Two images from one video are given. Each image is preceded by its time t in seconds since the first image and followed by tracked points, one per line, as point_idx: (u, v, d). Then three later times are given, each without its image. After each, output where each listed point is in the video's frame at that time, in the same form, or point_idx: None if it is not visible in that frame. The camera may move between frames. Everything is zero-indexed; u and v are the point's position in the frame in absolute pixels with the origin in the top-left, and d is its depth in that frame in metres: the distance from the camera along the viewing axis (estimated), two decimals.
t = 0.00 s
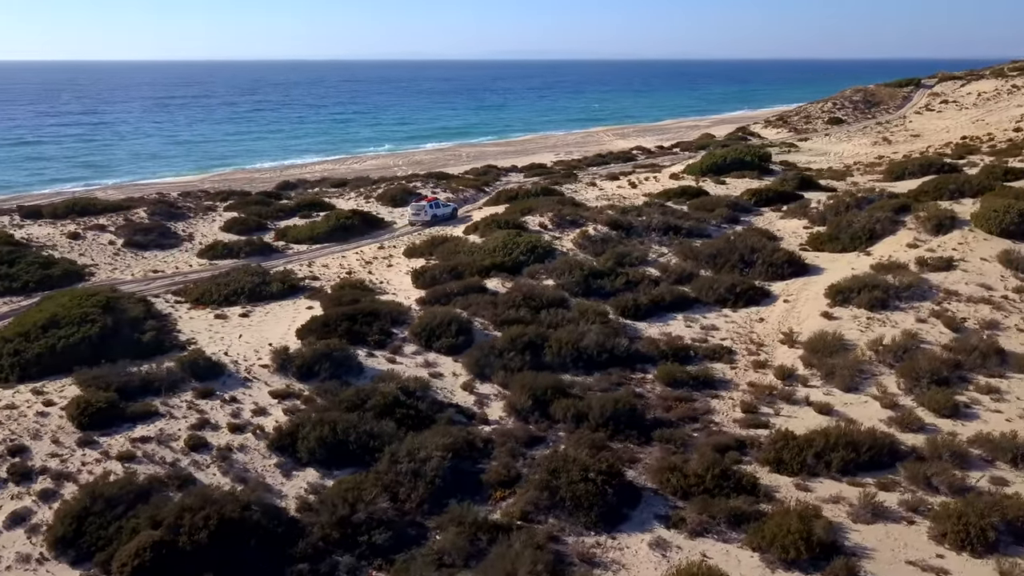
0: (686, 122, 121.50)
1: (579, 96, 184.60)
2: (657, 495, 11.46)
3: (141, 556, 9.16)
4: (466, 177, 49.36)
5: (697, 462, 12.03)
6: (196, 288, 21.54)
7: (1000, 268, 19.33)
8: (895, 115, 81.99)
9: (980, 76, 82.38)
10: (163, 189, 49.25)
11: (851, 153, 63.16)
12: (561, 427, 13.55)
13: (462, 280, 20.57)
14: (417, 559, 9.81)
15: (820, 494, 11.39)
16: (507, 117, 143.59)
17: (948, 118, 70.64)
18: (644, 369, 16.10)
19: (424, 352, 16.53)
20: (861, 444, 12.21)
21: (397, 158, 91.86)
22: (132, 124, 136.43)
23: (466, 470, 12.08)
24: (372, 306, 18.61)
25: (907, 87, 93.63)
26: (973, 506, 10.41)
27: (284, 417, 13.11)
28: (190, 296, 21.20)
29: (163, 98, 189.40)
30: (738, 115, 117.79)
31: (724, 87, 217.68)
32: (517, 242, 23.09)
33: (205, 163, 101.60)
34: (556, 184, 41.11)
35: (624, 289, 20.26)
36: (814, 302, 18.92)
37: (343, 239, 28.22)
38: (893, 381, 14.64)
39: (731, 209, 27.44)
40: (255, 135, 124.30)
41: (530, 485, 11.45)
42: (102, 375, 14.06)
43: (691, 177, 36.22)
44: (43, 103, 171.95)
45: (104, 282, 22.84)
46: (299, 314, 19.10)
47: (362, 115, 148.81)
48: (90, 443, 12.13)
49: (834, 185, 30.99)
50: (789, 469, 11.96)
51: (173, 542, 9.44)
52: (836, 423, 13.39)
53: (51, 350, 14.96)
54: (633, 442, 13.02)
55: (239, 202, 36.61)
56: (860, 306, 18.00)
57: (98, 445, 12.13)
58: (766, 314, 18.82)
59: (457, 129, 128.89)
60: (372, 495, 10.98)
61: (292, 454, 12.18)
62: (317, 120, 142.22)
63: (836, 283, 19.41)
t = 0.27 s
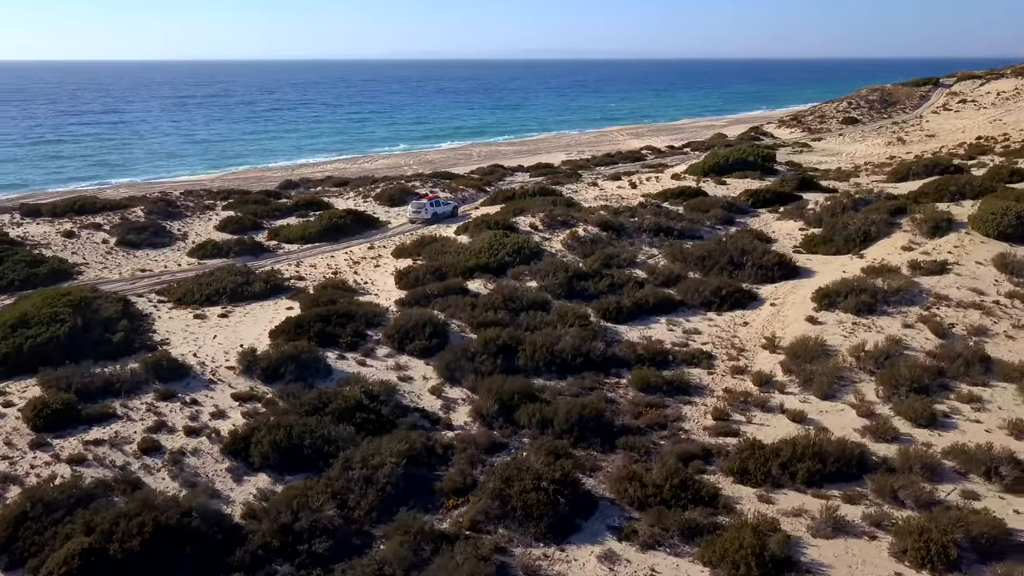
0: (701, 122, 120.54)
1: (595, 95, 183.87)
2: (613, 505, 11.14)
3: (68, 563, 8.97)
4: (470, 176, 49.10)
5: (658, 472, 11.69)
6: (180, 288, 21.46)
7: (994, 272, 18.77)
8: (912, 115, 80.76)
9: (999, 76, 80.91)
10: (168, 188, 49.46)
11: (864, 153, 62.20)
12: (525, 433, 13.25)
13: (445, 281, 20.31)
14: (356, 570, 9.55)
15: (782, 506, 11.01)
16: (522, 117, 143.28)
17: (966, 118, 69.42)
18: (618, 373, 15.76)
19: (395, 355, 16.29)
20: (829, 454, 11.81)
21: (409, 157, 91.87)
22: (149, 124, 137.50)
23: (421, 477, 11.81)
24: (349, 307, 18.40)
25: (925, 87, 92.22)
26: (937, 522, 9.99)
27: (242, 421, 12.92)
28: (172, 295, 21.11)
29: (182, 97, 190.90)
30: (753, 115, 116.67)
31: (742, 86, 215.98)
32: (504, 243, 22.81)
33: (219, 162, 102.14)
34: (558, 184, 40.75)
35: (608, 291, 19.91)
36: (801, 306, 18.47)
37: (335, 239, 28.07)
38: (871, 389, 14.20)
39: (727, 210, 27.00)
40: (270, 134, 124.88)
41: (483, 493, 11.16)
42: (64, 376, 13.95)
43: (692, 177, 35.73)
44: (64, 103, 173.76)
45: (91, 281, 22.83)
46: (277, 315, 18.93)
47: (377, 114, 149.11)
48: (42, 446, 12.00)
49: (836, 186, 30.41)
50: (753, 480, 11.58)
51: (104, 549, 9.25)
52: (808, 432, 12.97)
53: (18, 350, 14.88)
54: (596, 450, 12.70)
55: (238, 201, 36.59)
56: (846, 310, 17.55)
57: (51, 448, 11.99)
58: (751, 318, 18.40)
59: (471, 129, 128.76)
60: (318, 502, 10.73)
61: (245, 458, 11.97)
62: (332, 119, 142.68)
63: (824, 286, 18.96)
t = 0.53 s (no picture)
0: (720, 121, 119.44)
1: (614, 95, 183.07)
2: (570, 515, 10.82)
3: None
4: (477, 176, 48.84)
5: (619, 481, 11.34)
6: (166, 287, 21.42)
7: (992, 276, 18.19)
8: (932, 115, 79.42)
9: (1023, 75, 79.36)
10: (178, 186, 49.69)
11: (880, 154, 61.19)
12: (490, 439, 12.95)
13: (429, 282, 20.06)
14: None
15: (744, 519, 10.63)
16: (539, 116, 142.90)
17: (987, 118, 68.12)
18: (595, 378, 15.42)
19: (369, 357, 16.06)
20: (798, 465, 11.40)
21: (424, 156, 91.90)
22: (169, 123, 138.71)
23: (377, 483, 11.55)
24: (329, 308, 18.20)
25: (948, 86, 90.68)
26: (901, 538, 9.56)
27: (202, 424, 12.73)
28: (159, 295, 21.05)
29: (203, 96, 192.59)
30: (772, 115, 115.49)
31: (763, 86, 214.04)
32: (493, 244, 22.53)
33: (236, 161, 102.75)
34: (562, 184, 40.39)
35: (594, 294, 19.57)
36: (790, 310, 18.00)
37: (330, 238, 27.96)
38: (852, 398, 13.74)
39: (725, 211, 26.52)
40: (288, 133, 125.55)
41: (436, 501, 10.89)
42: (29, 375, 13.86)
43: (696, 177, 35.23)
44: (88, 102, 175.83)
45: (81, 279, 22.86)
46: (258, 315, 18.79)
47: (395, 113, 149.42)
48: None
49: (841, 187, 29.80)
50: (717, 491, 11.20)
51: (36, 556, 9.08)
52: (781, 441, 12.56)
53: None
54: (560, 457, 12.37)
55: (241, 199, 36.62)
56: (835, 315, 17.06)
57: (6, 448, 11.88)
58: (738, 322, 17.97)
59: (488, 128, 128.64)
60: (265, 509, 10.51)
61: (200, 462, 11.78)
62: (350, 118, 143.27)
63: (814, 290, 18.47)
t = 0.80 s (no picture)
0: (737, 121, 118.37)
1: (632, 94, 182.11)
2: (522, 525, 10.53)
3: None
4: (483, 176, 48.60)
5: (577, 490, 11.02)
6: (152, 287, 21.38)
7: (987, 281, 17.63)
8: (952, 114, 78.10)
9: None
10: (185, 184, 49.90)
11: (896, 154, 60.19)
12: (453, 445, 12.68)
13: (412, 283, 19.84)
14: None
15: (701, 532, 10.27)
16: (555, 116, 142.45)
17: (1007, 118, 66.84)
18: (569, 383, 15.09)
19: (342, 359, 15.85)
20: (763, 476, 11.01)
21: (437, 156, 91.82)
22: (188, 122, 139.72)
23: (330, 489, 11.32)
24: (307, 309, 18.03)
25: (969, 86, 89.14)
26: (859, 555, 9.16)
27: (160, 426, 12.57)
28: (143, 294, 20.99)
29: (223, 95, 194.04)
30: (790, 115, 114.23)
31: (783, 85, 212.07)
32: (481, 245, 22.26)
33: (252, 160, 103.25)
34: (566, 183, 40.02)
35: (578, 296, 19.25)
36: (776, 314, 17.56)
37: (324, 238, 27.84)
38: (829, 406, 13.31)
39: (722, 212, 26.05)
40: (304, 132, 126.06)
41: (386, 509, 10.63)
42: None
43: (699, 178, 34.75)
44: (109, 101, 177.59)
45: (69, 278, 22.89)
46: (237, 315, 18.66)
47: (412, 113, 149.58)
48: None
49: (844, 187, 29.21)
50: (677, 502, 10.85)
51: None
52: (751, 450, 12.17)
53: None
54: (522, 464, 12.07)
55: (242, 198, 36.62)
56: (821, 319, 16.61)
57: None
58: (722, 326, 17.56)
59: (503, 127, 128.35)
60: (209, 516, 10.30)
61: (153, 466, 11.61)
62: (367, 117, 143.69)
63: (803, 293, 18.01)
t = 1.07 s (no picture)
0: (755, 121, 117.30)
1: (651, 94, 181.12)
2: (473, 537, 10.24)
3: None
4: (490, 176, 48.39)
5: (532, 501, 10.70)
6: (138, 286, 21.34)
7: (982, 286, 17.08)
8: (973, 114, 76.74)
9: None
10: (195, 183, 50.19)
11: (912, 155, 59.18)
12: (414, 452, 12.40)
13: (395, 285, 19.61)
14: None
15: (656, 546, 9.92)
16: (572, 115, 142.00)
17: None
18: (542, 388, 14.78)
19: (315, 362, 15.65)
20: (725, 489, 10.64)
21: (450, 156, 91.76)
22: (208, 121, 140.85)
23: (282, 496, 11.09)
24: (286, 311, 17.86)
25: (991, 85, 87.56)
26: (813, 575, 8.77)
27: (118, 429, 12.41)
28: (129, 293, 20.97)
29: (244, 94, 195.48)
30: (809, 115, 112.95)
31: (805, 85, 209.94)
32: (469, 246, 21.99)
33: (268, 159, 103.86)
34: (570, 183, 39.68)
35: (562, 298, 18.93)
36: (762, 319, 17.12)
37: (319, 238, 27.74)
38: (805, 416, 12.89)
39: (720, 213, 25.61)
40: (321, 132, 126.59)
41: (334, 517, 10.37)
42: None
43: (702, 178, 34.27)
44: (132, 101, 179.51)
45: (59, 276, 22.92)
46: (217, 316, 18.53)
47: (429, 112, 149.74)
48: None
49: (848, 189, 28.62)
50: (635, 515, 10.51)
51: None
52: (718, 461, 11.78)
53: None
54: (482, 473, 11.78)
55: (244, 198, 36.65)
56: (806, 325, 16.16)
57: None
58: (707, 331, 17.16)
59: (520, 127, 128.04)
60: (153, 522, 10.09)
61: (105, 469, 11.44)
62: (384, 117, 144.05)
63: (791, 298, 17.56)
